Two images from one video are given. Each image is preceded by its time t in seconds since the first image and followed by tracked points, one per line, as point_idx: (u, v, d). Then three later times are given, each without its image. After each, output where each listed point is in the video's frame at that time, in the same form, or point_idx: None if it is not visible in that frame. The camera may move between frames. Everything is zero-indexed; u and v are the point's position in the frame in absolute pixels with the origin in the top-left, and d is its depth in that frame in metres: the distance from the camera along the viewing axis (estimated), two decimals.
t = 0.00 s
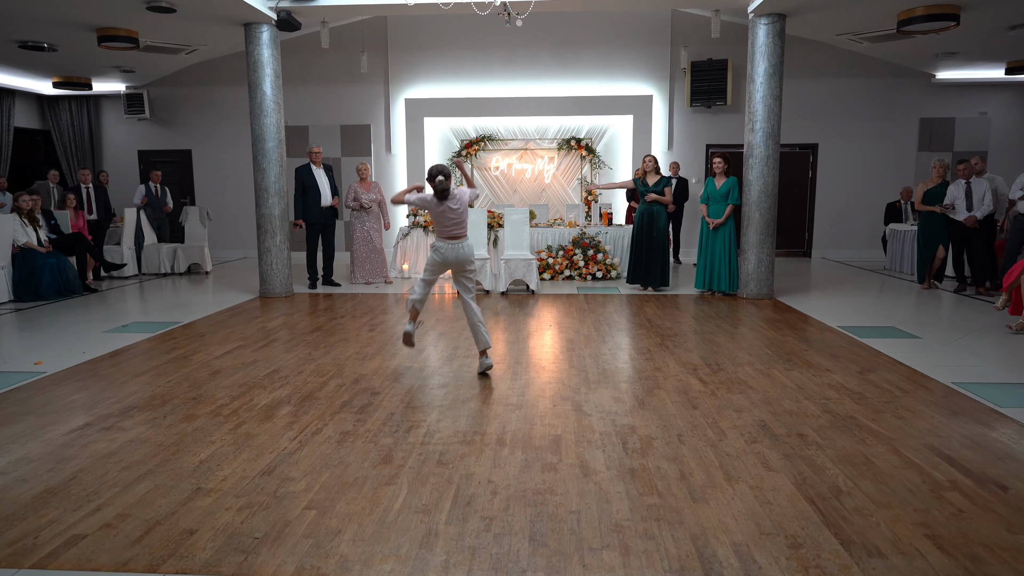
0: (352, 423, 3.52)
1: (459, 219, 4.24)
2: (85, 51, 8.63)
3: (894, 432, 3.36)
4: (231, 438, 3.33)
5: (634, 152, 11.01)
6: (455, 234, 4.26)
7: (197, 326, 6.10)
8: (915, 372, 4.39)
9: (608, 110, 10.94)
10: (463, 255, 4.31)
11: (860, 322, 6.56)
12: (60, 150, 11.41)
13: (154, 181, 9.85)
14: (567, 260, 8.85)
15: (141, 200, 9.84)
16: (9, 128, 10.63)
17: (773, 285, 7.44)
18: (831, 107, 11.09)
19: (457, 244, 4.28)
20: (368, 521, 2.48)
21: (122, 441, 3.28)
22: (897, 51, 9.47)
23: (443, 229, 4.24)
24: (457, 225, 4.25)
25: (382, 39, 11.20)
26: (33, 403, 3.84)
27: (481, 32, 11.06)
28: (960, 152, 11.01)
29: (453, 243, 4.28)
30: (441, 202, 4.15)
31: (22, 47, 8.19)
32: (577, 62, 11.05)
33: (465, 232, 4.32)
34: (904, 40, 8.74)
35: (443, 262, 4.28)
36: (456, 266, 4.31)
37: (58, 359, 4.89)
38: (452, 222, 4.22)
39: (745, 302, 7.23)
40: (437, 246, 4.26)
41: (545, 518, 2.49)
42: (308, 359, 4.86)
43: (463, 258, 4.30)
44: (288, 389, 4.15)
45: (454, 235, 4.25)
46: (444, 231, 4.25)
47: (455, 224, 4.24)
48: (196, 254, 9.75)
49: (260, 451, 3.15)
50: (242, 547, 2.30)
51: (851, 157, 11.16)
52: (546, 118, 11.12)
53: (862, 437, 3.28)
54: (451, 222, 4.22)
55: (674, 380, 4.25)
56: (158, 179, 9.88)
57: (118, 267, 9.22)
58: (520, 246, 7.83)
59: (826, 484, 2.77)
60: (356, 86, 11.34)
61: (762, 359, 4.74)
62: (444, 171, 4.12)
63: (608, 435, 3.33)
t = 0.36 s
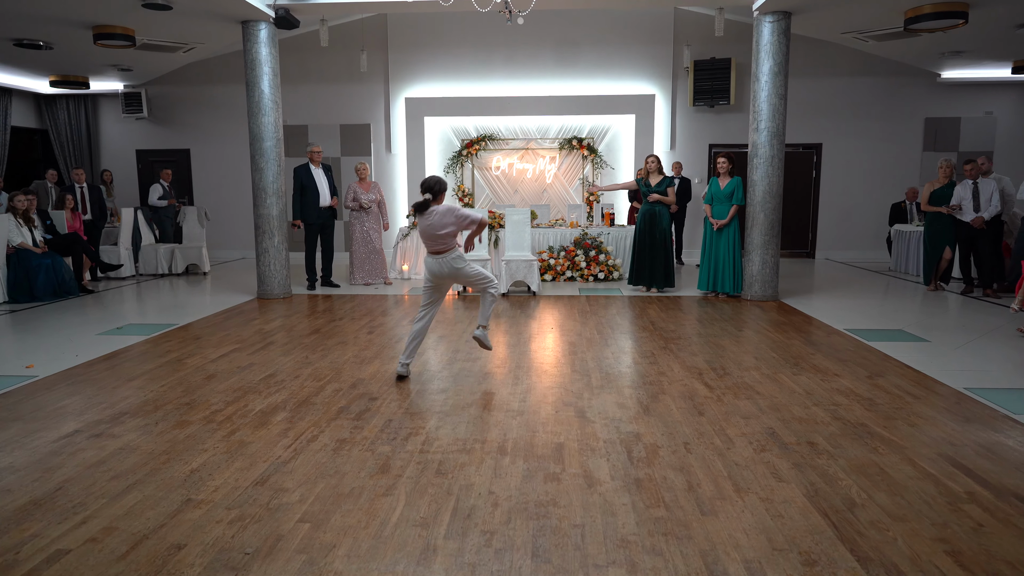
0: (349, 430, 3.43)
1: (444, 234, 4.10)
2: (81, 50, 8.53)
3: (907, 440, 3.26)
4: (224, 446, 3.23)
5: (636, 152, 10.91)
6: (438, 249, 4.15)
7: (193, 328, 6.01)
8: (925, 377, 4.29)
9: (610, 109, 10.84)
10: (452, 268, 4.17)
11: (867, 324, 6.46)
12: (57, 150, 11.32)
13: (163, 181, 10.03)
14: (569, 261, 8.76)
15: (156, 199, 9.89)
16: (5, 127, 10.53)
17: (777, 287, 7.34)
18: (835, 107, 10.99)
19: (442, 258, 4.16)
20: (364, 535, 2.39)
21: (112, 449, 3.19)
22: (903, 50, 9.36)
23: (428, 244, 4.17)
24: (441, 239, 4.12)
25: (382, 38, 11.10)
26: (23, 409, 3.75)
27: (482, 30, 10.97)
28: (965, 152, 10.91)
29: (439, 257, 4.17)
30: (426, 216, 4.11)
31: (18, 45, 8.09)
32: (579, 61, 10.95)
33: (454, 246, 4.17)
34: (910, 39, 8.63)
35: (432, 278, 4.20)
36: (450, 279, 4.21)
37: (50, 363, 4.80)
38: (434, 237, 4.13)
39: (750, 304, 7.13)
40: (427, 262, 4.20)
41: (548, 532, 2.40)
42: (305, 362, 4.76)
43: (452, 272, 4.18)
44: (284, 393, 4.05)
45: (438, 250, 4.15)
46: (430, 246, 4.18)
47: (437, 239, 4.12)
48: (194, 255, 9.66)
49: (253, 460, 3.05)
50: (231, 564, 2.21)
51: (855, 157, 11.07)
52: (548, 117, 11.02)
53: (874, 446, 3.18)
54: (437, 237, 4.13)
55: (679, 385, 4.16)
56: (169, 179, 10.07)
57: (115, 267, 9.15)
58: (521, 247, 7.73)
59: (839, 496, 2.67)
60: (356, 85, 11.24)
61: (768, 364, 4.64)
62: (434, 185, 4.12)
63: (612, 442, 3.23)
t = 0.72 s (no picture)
0: (349, 439, 3.32)
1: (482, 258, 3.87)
2: (77, 47, 8.42)
3: (926, 449, 3.15)
4: (220, 455, 3.13)
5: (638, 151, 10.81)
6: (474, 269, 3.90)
7: (190, 331, 5.91)
8: (939, 383, 4.18)
9: (612, 108, 10.74)
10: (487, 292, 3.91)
11: (875, 327, 6.36)
12: (54, 150, 11.22)
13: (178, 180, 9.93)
14: (571, 262, 8.66)
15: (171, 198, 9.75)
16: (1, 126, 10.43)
17: (783, 289, 7.23)
18: (839, 106, 10.89)
19: (477, 281, 3.90)
20: (364, 552, 2.28)
21: (103, 459, 3.09)
22: (909, 49, 9.26)
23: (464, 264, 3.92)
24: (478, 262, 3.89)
25: (383, 36, 11.00)
26: (13, 416, 3.65)
27: (483, 29, 10.87)
28: (970, 152, 10.80)
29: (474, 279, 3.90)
30: (470, 237, 3.84)
31: (12, 43, 7.98)
32: (581, 60, 10.85)
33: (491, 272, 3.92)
34: (916, 37, 8.52)
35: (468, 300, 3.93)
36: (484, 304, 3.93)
37: (43, 367, 4.70)
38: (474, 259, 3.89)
39: (756, 306, 7.03)
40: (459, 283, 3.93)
41: (556, 549, 2.29)
42: (304, 367, 4.66)
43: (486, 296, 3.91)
44: (283, 399, 3.96)
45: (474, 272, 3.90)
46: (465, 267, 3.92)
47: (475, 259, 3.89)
48: (192, 256, 9.55)
49: (250, 471, 2.95)
50: None
51: (860, 157, 10.97)
52: (549, 117, 10.92)
53: (891, 456, 3.08)
54: (474, 258, 3.88)
55: (688, 391, 4.06)
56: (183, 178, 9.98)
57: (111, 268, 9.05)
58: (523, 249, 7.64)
59: (858, 509, 2.57)
60: (356, 84, 11.14)
61: (777, 368, 4.54)
62: (477, 205, 3.84)
63: (620, 452, 3.12)
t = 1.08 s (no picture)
0: (349, 450, 3.20)
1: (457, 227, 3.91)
2: (72, 46, 8.29)
3: (950, 460, 3.03)
4: (215, 468, 3.01)
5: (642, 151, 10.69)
6: (447, 241, 3.91)
7: (187, 335, 5.78)
8: (957, 389, 4.06)
9: (615, 107, 10.61)
10: (456, 264, 3.93)
11: (886, 330, 6.24)
12: (51, 150, 11.10)
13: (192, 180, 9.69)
14: (575, 263, 8.55)
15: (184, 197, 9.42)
16: None
17: (791, 290, 7.10)
18: (845, 105, 10.77)
19: (449, 252, 3.92)
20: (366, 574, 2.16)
21: (94, 472, 2.97)
22: (917, 46, 9.14)
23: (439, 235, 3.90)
24: (454, 232, 3.91)
25: (383, 35, 10.87)
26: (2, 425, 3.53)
27: (484, 28, 10.75)
28: (977, 152, 10.68)
29: (446, 250, 3.92)
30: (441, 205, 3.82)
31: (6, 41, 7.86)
32: (584, 59, 10.72)
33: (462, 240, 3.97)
34: (925, 35, 8.39)
35: (435, 272, 3.94)
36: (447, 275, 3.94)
37: (35, 373, 4.58)
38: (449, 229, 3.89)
39: (763, 308, 6.91)
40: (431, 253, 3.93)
41: (568, 570, 2.17)
42: (303, 372, 4.54)
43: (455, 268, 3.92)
44: (282, 407, 3.84)
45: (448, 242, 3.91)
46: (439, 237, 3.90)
47: (450, 230, 3.90)
48: (190, 257, 9.43)
49: (246, 485, 2.83)
50: None
51: (865, 156, 10.84)
52: (551, 116, 10.80)
53: (914, 467, 2.96)
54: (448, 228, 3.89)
55: (699, 398, 3.93)
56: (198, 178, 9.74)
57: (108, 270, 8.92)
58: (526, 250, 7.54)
59: (885, 526, 2.44)
60: (356, 83, 11.02)
61: (790, 373, 4.42)
62: (449, 173, 3.85)
63: (632, 463, 3.00)
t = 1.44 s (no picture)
0: (350, 459, 3.10)
1: (437, 232, 3.85)
2: (68, 44, 8.18)
3: (973, 471, 2.93)
4: (211, 478, 2.90)
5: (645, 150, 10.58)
6: (426, 245, 3.89)
7: (184, 337, 5.68)
8: (973, 395, 3.96)
9: (618, 107, 10.51)
10: (439, 269, 3.90)
11: (896, 333, 6.14)
12: (48, 150, 11.01)
13: (205, 181, 9.58)
14: (578, 265, 8.43)
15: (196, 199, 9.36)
16: None
17: (798, 292, 6.99)
18: (850, 105, 10.67)
19: (431, 257, 3.89)
20: None
21: (86, 482, 2.87)
22: (924, 45, 9.03)
23: (418, 239, 3.89)
24: (435, 237, 3.87)
25: (384, 33, 10.77)
26: None
27: (486, 26, 10.65)
28: (983, 152, 10.59)
29: (428, 256, 3.90)
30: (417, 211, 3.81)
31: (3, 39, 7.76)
32: (587, 57, 10.62)
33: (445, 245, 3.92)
34: (933, 33, 8.29)
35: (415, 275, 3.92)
36: (431, 281, 3.91)
37: (28, 377, 4.48)
38: (427, 234, 3.85)
39: (770, 310, 6.80)
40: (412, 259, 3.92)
41: None
42: (303, 377, 4.43)
43: (438, 273, 3.89)
44: (281, 413, 3.74)
45: (429, 248, 3.87)
46: (419, 242, 3.89)
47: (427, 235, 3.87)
48: (189, 258, 9.33)
49: (243, 496, 2.73)
50: None
51: (870, 156, 10.74)
52: (554, 116, 10.70)
53: (936, 478, 2.86)
54: (427, 233, 3.86)
55: (709, 404, 3.83)
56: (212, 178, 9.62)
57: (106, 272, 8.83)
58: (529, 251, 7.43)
59: (910, 542, 2.34)
60: (356, 82, 10.92)
61: (801, 379, 4.31)
62: (426, 177, 3.80)
63: (643, 474, 2.90)
